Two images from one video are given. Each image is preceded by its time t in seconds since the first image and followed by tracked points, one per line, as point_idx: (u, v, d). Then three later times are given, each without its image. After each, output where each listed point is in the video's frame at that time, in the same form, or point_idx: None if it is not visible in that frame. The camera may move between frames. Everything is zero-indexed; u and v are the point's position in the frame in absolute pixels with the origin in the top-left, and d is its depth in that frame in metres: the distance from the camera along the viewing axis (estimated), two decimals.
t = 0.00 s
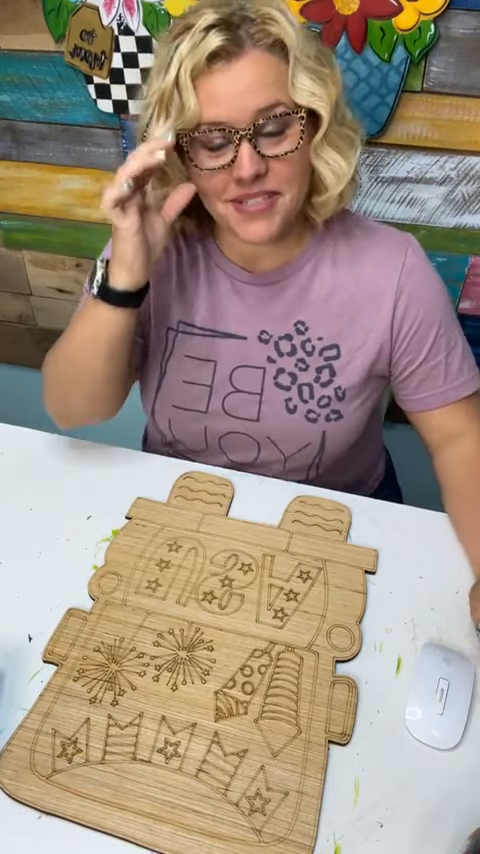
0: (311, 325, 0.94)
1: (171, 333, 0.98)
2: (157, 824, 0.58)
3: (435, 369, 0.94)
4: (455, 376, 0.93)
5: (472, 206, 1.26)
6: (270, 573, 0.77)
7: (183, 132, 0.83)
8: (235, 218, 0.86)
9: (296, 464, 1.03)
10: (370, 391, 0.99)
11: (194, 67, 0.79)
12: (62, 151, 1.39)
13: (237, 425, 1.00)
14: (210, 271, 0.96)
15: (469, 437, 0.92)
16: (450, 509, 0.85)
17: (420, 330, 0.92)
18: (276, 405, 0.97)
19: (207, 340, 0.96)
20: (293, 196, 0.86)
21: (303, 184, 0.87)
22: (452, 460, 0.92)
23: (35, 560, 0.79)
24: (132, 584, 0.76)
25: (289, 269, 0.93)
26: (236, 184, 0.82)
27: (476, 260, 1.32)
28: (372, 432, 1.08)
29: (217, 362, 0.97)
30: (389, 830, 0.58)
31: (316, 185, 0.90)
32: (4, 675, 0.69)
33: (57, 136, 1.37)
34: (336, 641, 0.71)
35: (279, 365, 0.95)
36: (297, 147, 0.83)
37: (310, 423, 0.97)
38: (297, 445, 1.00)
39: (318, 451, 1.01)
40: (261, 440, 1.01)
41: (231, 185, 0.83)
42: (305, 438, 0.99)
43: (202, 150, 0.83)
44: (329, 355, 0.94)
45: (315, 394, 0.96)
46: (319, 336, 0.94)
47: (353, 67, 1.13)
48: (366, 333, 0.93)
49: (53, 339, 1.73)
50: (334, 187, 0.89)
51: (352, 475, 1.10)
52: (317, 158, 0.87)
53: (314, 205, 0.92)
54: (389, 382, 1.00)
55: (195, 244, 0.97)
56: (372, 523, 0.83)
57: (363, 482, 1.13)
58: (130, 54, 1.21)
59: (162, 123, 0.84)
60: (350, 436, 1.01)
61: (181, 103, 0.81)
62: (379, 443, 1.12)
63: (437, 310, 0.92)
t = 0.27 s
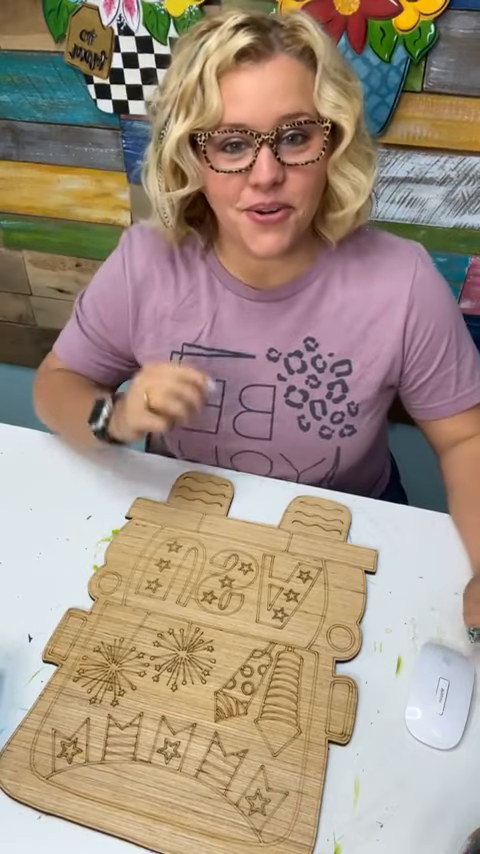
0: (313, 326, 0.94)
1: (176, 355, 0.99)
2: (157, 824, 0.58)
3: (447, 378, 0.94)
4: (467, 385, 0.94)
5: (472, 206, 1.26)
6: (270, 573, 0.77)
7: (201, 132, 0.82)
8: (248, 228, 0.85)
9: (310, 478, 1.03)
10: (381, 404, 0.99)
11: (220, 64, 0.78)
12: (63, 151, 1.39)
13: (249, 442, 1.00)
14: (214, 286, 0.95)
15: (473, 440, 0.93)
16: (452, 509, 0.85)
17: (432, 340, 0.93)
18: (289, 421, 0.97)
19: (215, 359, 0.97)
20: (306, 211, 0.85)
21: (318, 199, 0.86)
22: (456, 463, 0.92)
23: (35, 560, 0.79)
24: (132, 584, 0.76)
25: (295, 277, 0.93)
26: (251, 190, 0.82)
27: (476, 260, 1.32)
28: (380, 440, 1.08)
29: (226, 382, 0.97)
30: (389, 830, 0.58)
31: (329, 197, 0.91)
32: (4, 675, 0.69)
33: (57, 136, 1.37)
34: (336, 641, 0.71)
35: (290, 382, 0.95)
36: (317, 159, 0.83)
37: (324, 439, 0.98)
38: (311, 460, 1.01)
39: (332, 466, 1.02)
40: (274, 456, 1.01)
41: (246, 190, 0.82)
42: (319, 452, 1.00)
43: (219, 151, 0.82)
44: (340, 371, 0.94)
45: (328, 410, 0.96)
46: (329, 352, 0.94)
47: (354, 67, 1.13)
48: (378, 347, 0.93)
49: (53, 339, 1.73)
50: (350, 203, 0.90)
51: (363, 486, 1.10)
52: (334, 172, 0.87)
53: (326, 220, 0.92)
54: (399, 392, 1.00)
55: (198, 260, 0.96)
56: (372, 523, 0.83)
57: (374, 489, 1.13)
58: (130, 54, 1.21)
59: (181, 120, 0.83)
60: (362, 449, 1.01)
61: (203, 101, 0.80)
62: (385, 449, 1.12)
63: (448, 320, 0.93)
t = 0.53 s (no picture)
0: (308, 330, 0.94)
1: (167, 366, 0.99)
2: (157, 824, 0.58)
3: (445, 385, 0.94)
4: (466, 390, 0.94)
5: (472, 206, 1.26)
6: (270, 573, 0.77)
7: (200, 137, 0.81)
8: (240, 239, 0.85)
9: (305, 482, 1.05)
10: (375, 412, 0.99)
11: (223, 71, 0.77)
12: (62, 151, 1.39)
13: (242, 451, 1.01)
14: (205, 296, 0.95)
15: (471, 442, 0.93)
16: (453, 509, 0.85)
17: (428, 348, 0.92)
18: (280, 431, 0.98)
19: (206, 371, 0.97)
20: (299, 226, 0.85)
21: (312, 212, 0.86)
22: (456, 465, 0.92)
23: (35, 560, 0.79)
24: (132, 584, 0.76)
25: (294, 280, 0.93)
26: (247, 202, 0.82)
27: (476, 260, 1.32)
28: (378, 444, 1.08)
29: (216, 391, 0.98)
30: (390, 830, 0.58)
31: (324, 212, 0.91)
32: (4, 675, 0.69)
33: (57, 136, 1.37)
34: (336, 641, 0.71)
35: (281, 394, 0.96)
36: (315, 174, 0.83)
37: (316, 449, 0.99)
38: (305, 468, 1.02)
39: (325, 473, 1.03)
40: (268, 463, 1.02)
41: (242, 201, 0.82)
42: (312, 461, 1.01)
43: (218, 160, 0.82)
44: (332, 382, 0.95)
45: (319, 420, 0.97)
46: (320, 363, 0.94)
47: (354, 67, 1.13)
48: (371, 357, 0.93)
49: (53, 339, 1.73)
50: (345, 221, 0.90)
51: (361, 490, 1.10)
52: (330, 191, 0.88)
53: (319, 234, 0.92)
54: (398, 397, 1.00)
55: (189, 270, 0.96)
56: (372, 523, 0.83)
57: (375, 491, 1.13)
58: (130, 54, 1.21)
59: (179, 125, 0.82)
60: (356, 456, 1.02)
61: (203, 107, 0.80)
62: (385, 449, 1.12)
63: (443, 327, 0.92)
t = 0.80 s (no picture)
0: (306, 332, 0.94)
1: (163, 371, 0.99)
2: (157, 824, 0.58)
3: (439, 389, 0.93)
4: (460, 395, 0.92)
5: (472, 206, 1.26)
6: (270, 573, 0.77)
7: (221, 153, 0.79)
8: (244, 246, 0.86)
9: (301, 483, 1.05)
10: (371, 417, 0.99)
11: (248, 85, 0.75)
12: (62, 151, 1.39)
13: (239, 454, 1.01)
14: (200, 301, 0.95)
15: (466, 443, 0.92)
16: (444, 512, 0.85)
17: (422, 351, 0.92)
18: (277, 436, 0.98)
19: (201, 376, 0.97)
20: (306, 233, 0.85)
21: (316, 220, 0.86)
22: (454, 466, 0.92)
23: (35, 560, 0.79)
24: (132, 584, 0.76)
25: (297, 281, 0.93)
26: (266, 215, 0.81)
27: (476, 260, 1.33)
28: (378, 445, 1.08)
29: (212, 396, 0.98)
30: (390, 830, 0.58)
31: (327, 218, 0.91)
32: (4, 675, 0.69)
33: (57, 136, 1.37)
34: (336, 641, 0.71)
35: (277, 398, 0.96)
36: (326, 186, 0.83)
37: (312, 453, 1.00)
38: (302, 472, 1.03)
39: (322, 476, 1.03)
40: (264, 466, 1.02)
41: (261, 214, 0.81)
42: (308, 464, 1.01)
43: (240, 175, 0.79)
44: (327, 387, 0.95)
45: (315, 425, 0.97)
46: (316, 368, 0.94)
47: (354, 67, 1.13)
48: (365, 361, 0.93)
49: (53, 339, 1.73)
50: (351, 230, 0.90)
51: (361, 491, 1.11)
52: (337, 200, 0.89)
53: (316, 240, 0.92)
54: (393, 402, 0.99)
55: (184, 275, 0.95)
56: (372, 523, 0.83)
57: (375, 492, 1.13)
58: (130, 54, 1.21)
59: (196, 138, 0.79)
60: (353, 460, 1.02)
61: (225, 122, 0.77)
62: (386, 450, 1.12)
63: (437, 330, 0.91)
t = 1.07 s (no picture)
0: (307, 331, 0.94)
1: (165, 368, 0.98)
2: (157, 824, 0.58)
3: (440, 386, 0.93)
4: (460, 392, 0.92)
5: (472, 206, 1.26)
6: (270, 573, 0.77)
7: (254, 167, 0.78)
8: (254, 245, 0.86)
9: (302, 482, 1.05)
10: (372, 414, 0.99)
11: (279, 96, 0.74)
12: (63, 151, 1.39)
13: (240, 452, 1.01)
14: (201, 298, 0.95)
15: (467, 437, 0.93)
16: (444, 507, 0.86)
17: (422, 348, 0.92)
18: (278, 433, 0.98)
19: (203, 372, 0.97)
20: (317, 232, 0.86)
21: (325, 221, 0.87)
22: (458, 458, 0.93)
23: (35, 561, 0.79)
24: (132, 584, 0.76)
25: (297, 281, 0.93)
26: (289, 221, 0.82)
27: (476, 260, 1.33)
28: (378, 445, 1.08)
29: (213, 392, 0.97)
30: (389, 831, 0.58)
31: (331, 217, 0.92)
32: (4, 675, 0.69)
33: (57, 136, 1.37)
34: (336, 641, 0.71)
35: (279, 395, 0.96)
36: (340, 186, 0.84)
37: (314, 450, 0.99)
38: (303, 470, 1.02)
39: (323, 475, 1.03)
40: (266, 464, 1.02)
41: (284, 220, 0.82)
42: (310, 462, 1.01)
43: (268, 186, 0.79)
44: (329, 383, 0.95)
45: (317, 423, 0.97)
46: (318, 364, 0.94)
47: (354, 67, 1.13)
48: (366, 358, 0.93)
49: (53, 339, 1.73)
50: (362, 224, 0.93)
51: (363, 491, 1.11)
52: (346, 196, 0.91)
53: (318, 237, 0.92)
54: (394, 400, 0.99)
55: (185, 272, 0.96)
56: (372, 523, 0.83)
57: (377, 492, 1.13)
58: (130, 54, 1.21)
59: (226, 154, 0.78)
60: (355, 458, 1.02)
61: (255, 136, 0.76)
62: (387, 450, 1.12)
63: (438, 328, 0.91)
